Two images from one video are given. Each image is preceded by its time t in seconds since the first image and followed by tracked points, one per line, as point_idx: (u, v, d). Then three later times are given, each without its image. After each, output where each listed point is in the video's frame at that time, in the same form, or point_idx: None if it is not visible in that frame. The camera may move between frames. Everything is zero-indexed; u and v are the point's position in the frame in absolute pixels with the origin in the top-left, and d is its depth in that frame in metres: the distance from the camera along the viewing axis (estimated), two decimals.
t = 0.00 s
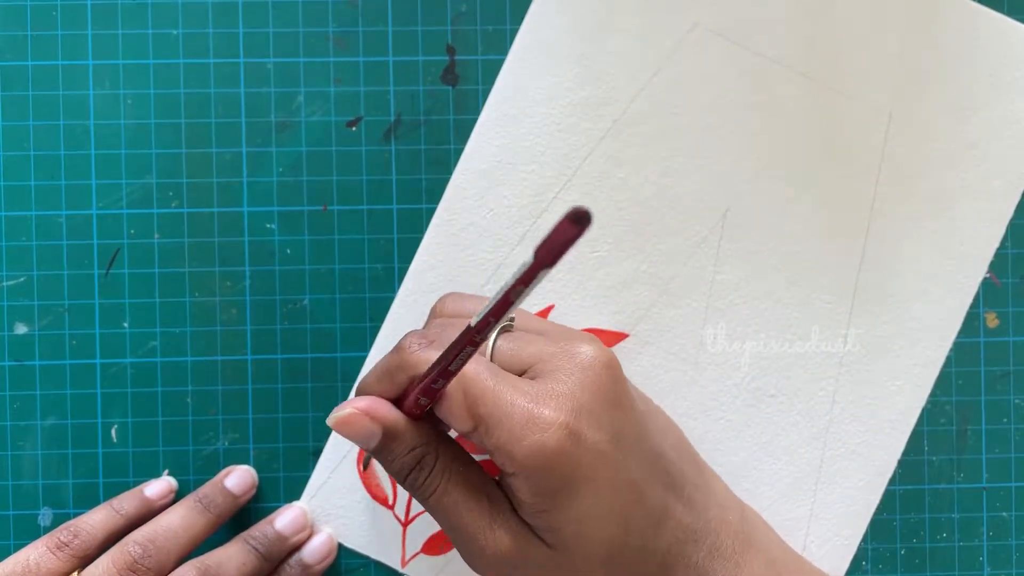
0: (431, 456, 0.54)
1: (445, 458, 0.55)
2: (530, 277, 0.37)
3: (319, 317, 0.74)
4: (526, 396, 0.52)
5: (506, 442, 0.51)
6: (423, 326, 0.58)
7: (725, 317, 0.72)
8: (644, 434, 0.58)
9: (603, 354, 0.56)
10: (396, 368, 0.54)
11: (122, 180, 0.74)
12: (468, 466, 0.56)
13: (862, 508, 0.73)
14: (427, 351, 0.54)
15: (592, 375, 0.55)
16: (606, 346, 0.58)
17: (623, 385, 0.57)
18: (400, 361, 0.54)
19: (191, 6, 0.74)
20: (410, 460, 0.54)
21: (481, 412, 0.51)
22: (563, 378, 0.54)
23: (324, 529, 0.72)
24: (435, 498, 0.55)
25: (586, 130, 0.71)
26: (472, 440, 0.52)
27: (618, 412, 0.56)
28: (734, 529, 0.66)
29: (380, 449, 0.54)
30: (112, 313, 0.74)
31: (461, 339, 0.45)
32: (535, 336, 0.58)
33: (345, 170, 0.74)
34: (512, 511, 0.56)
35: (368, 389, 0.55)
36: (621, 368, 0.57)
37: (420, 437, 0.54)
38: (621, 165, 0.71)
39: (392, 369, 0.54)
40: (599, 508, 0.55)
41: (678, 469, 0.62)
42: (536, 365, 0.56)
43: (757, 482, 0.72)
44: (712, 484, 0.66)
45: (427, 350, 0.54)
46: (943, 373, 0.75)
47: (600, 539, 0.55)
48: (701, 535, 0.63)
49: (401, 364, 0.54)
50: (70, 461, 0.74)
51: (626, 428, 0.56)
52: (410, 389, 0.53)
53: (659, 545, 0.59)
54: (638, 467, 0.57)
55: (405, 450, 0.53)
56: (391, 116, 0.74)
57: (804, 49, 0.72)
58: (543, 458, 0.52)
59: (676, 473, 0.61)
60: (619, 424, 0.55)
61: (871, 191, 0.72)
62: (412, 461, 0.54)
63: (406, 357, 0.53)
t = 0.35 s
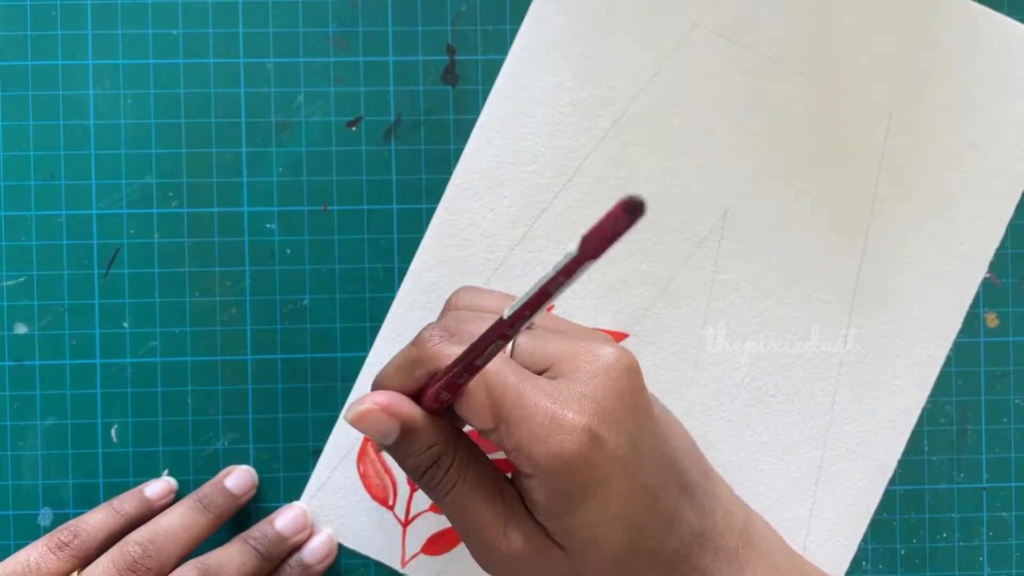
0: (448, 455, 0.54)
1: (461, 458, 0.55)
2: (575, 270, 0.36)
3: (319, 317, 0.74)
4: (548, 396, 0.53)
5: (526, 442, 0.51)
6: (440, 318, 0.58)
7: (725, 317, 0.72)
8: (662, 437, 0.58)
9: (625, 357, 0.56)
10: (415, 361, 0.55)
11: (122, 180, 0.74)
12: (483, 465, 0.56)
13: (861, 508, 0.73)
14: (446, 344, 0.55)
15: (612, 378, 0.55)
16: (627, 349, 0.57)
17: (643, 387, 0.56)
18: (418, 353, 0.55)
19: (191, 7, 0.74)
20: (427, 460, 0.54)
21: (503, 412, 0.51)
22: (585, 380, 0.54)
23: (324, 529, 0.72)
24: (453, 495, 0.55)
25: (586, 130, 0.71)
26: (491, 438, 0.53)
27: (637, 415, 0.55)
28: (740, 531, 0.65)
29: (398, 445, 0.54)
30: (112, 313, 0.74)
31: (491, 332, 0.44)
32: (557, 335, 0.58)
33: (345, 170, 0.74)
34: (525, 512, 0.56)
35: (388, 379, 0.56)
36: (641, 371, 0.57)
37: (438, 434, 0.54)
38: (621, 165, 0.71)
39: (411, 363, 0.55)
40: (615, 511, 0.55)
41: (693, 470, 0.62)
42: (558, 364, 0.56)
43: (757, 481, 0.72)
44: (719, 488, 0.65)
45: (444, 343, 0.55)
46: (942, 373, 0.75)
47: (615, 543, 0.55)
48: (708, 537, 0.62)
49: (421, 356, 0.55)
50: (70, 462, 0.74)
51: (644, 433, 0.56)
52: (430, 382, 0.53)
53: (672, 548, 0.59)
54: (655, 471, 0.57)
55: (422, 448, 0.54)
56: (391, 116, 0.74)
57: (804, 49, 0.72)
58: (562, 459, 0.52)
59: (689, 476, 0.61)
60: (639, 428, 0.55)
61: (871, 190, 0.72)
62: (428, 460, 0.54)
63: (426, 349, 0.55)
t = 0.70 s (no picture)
0: (436, 492, 0.53)
1: (450, 496, 0.54)
2: (471, 282, 0.38)
3: (318, 317, 0.74)
4: (524, 419, 0.52)
5: (510, 466, 0.51)
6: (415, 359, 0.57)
7: (725, 317, 0.72)
8: (642, 446, 0.58)
9: (599, 370, 0.56)
10: (391, 406, 0.53)
11: (122, 180, 0.74)
12: (471, 501, 0.55)
13: (862, 507, 0.73)
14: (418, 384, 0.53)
15: (587, 393, 0.55)
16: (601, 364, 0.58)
17: (620, 398, 0.57)
18: (391, 398, 0.53)
19: (191, 7, 0.74)
20: (416, 500, 0.53)
21: (482, 440, 0.51)
22: (559, 399, 0.54)
23: (324, 529, 0.72)
24: (444, 535, 0.54)
25: (586, 130, 0.71)
26: (473, 468, 0.52)
27: (617, 427, 0.56)
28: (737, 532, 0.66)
29: (383, 489, 0.52)
30: (112, 312, 0.74)
31: (433, 360, 0.45)
32: (528, 359, 0.58)
33: (345, 170, 0.74)
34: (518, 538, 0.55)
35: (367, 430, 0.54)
36: (616, 384, 0.57)
37: (424, 474, 0.53)
38: (621, 165, 0.71)
39: (388, 408, 0.53)
40: (604, 527, 0.54)
41: (683, 483, 0.63)
42: (530, 388, 0.56)
43: (757, 481, 0.72)
44: (713, 488, 0.66)
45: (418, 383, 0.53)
46: (942, 372, 0.75)
47: (611, 559, 0.55)
48: (706, 541, 0.63)
49: (395, 400, 0.53)
50: (71, 462, 0.74)
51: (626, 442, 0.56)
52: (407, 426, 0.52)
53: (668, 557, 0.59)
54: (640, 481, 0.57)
55: (408, 490, 0.52)
56: (391, 116, 0.74)
57: (804, 50, 0.72)
58: (547, 479, 0.51)
59: (677, 486, 0.61)
60: (619, 440, 0.56)
61: (871, 190, 0.72)
62: (415, 502, 0.53)
63: (398, 391, 0.53)
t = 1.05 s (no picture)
0: (439, 445, 0.54)
1: (455, 451, 0.55)
2: (565, 258, 0.36)
3: (318, 317, 0.74)
4: (541, 388, 0.52)
5: (520, 432, 0.51)
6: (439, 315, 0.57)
7: (725, 317, 0.72)
8: (658, 431, 0.58)
9: (622, 350, 0.56)
10: (412, 355, 0.53)
11: (122, 180, 0.74)
12: (474, 458, 0.56)
13: (862, 507, 0.73)
14: (443, 339, 0.53)
15: (611, 370, 0.54)
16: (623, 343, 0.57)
17: (641, 380, 0.56)
18: (413, 347, 0.53)
19: (191, 7, 0.74)
20: (421, 452, 0.54)
21: (498, 403, 0.51)
22: (580, 372, 0.54)
23: (324, 529, 0.72)
24: (444, 487, 0.55)
25: (586, 130, 0.71)
26: (486, 429, 0.53)
27: (635, 410, 0.55)
28: (738, 528, 0.66)
29: (389, 435, 0.54)
30: (112, 312, 0.74)
31: (485, 323, 0.45)
32: (556, 330, 0.58)
33: (345, 170, 0.74)
34: (518, 505, 0.56)
35: (382, 374, 0.55)
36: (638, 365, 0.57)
37: (430, 425, 0.54)
38: (621, 165, 0.71)
39: (408, 356, 0.54)
40: (608, 503, 0.54)
41: (687, 467, 0.63)
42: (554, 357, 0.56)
43: (757, 481, 0.72)
44: (716, 486, 0.66)
45: (443, 338, 0.53)
46: (942, 372, 0.75)
47: (607, 536, 0.55)
48: (705, 535, 0.63)
49: (418, 350, 0.53)
50: (70, 462, 0.74)
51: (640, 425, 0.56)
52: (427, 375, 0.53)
53: (666, 544, 0.59)
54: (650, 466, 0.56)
55: (413, 439, 0.54)
56: (390, 116, 0.74)
57: (804, 49, 0.72)
58: (556, 451, 0.51)
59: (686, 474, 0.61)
60: (636, 420, 0.55)
61: (871, 190, 0.72)
62: (419, 451, 0.54)
63: (422, 343, 0.53)
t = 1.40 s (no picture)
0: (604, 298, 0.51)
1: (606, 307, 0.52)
2: None
3: (320, 317, 0.74)
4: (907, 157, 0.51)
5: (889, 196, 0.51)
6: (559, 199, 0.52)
7: (725, 317, 0.72)
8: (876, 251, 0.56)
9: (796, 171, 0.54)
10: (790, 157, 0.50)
11: (125, 181, 0.74)
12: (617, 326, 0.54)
13: (860, 506, 0.73)
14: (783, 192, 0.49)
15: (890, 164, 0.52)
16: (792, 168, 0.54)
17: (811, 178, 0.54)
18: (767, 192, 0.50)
19: (193, 9, 0.74)
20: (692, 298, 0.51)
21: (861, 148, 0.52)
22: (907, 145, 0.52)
23: (324, 529, 0.72)
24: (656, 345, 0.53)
25: (586, 131, 0.72)
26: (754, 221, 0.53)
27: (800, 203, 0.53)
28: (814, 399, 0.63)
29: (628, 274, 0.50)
30: (115, 313, 0.74)
31: None
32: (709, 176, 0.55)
33: (347, 171, 0.74)
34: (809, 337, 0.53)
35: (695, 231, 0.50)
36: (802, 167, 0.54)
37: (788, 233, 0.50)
38: (620, 166, 0.72)
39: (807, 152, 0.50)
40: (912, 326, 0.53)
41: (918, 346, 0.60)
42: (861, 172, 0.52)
43: (756, 480, 0.73)
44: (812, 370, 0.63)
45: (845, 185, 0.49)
46: (940, 373, 0.75)
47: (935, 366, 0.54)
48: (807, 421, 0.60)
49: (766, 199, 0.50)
50: (73, 461, 0.74)
51: None
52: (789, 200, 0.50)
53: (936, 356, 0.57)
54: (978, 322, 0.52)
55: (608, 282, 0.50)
56: (391, 118, 0.74)
57: (802, 52, 0.72)
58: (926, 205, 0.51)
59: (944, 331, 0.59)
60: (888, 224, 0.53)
61: (869, 191, 0.73)
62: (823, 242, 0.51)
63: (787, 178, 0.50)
